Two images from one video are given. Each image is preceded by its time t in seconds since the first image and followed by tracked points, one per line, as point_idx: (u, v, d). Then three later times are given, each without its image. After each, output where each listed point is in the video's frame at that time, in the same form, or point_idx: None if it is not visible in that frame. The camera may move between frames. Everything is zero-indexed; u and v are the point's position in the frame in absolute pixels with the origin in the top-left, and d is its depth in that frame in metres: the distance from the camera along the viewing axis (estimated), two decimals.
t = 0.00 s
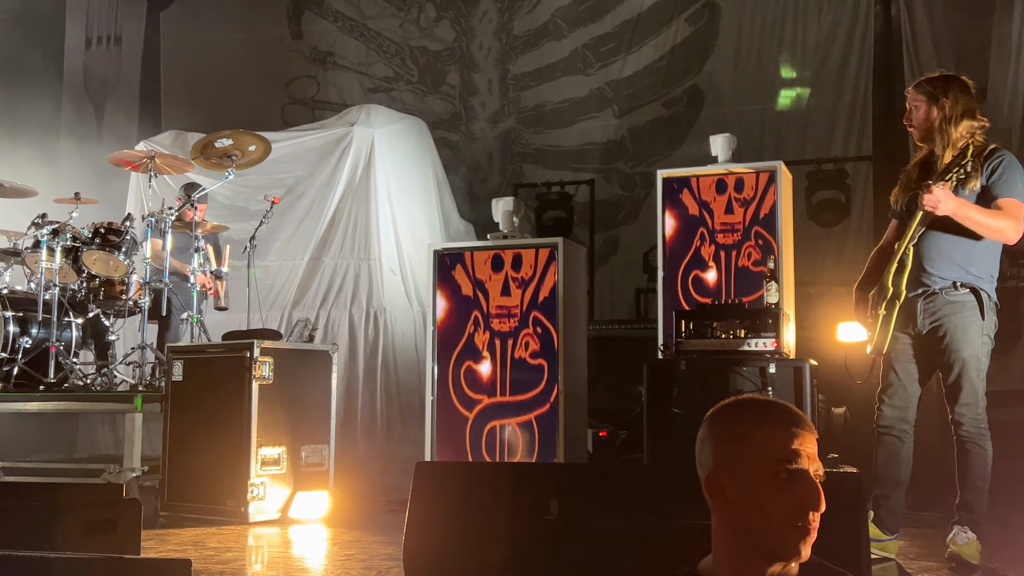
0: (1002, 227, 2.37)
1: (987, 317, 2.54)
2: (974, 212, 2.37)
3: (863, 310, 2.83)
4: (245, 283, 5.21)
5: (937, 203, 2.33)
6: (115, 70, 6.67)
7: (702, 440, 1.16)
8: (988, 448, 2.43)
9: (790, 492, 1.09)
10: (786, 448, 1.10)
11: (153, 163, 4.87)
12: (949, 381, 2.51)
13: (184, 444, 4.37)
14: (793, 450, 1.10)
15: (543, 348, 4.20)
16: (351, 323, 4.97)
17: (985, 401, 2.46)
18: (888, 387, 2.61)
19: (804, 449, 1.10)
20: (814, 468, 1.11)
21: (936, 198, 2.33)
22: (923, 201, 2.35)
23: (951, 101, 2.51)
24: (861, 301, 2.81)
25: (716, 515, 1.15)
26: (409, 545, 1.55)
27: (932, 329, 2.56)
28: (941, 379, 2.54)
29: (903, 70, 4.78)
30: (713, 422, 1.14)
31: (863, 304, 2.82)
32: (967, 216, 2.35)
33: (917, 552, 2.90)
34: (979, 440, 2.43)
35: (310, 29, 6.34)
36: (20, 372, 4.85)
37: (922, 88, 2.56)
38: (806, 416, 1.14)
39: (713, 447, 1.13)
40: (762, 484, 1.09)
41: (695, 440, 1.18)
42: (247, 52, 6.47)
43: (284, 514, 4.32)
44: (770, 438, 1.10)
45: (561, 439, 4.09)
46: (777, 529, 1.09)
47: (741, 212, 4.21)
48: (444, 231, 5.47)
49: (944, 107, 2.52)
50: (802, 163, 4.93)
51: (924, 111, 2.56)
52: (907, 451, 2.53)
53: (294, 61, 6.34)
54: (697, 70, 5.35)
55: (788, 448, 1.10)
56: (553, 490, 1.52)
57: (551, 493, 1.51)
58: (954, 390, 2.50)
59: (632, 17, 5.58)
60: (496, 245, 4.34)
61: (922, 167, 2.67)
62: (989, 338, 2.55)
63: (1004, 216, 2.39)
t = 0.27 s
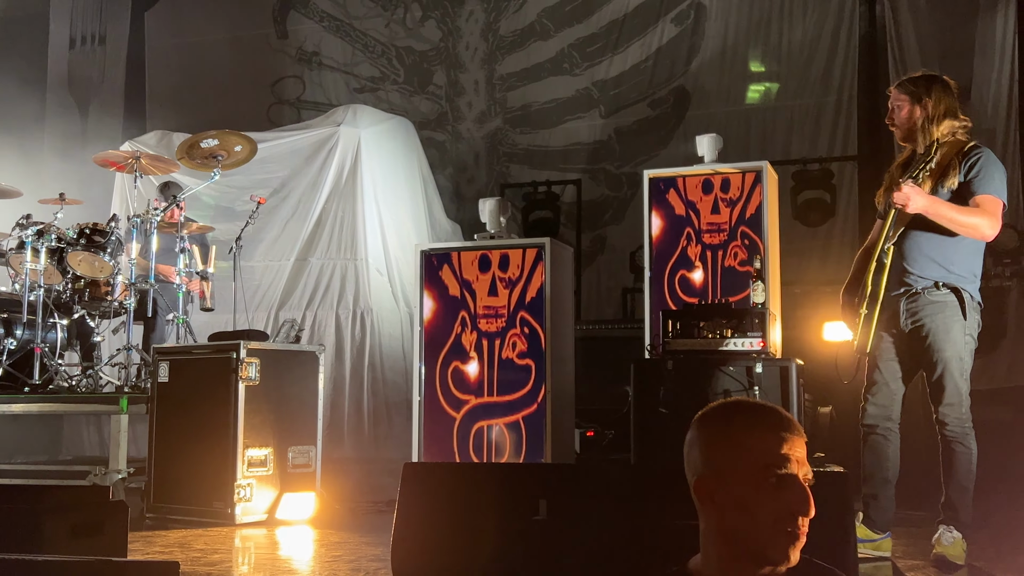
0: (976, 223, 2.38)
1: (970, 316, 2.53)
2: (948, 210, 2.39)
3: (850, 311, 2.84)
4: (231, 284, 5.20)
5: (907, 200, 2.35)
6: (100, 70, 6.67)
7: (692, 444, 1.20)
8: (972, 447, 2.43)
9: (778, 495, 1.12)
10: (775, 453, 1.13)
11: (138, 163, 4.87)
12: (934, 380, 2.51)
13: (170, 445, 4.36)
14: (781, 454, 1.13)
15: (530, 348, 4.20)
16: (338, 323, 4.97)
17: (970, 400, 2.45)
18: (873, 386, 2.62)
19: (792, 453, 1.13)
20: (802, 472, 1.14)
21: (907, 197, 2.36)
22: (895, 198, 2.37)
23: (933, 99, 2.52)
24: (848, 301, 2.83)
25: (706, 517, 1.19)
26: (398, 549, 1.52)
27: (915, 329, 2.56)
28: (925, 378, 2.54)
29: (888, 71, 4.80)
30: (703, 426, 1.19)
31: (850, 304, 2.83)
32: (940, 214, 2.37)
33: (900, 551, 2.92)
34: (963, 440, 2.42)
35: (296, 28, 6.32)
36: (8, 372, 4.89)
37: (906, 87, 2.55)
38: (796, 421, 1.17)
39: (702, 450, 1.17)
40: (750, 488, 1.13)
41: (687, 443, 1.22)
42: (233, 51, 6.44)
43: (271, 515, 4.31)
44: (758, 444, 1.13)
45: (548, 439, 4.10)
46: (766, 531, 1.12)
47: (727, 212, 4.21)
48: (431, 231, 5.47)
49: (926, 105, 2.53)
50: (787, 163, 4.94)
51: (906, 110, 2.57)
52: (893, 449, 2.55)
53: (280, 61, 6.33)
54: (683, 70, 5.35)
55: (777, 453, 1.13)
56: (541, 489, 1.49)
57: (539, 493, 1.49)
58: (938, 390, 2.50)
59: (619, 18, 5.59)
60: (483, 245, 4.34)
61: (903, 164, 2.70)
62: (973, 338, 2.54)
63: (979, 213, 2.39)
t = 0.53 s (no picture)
0: (954, 225, 2.38)
1: (948, 317, 2.54)
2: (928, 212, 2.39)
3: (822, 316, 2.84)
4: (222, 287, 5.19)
5: (887, 204, 2.35)
6: (90, 73, 6.60)
7: (683, 446, 1.16)
8: (959, 446, 2.43)
9: (770, 500, 1.09)
10: (768, 457, 1.10)
11: (129, 166, 4.88)
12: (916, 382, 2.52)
13: (162, 449, 4.35)
14: (774, 458, 1.10)
15: (522, 350, 4.20)
16: (330, 326, 4.97)
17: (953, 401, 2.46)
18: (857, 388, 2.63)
19: (785, 457, 1.11)
20: (794, 476, 1.11)
21: (887, 200, 2.36)
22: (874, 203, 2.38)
23: (906, 101, 2.54)
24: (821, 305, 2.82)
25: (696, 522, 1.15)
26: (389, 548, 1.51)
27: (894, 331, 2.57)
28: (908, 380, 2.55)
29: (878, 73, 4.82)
30: (693, 428, 1.14)
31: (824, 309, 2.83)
32: (919, 217, 2.37)
33: (890, 551, 2.92)
34: (949, 440, 2.43)
35: (286, 31, 6.32)
36: None
37: (879, 88, 2.57)
38: (787, 423, 1.14)
39: (694, 453, 1.13)
40: (743, 493, 1.10)
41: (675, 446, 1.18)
42: (224, 54, 6.45)
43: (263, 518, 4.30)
44: (750, 449, 1.10)
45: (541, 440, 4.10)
46: (758, 536, 1.09)
47: (718, 213, 4.22)
48: (423, 233, 5.48)
49: (900, 107, 2.55)
50: (778, 164, 4.95)
51: (877, 112, 2.58)
52: (878, 451, 2.55)
53: (271, 64, 6.33)
54: (673, 72, 5.37)
55: (769, 457, 1.10)
56: (532, 491, 1.50)
57: (530, 495, 1.49)
58: (920, 391, 2.51)
59: (609, 20, 5.59)
60: (474, 247, 4.34)
61: (877, 167, 2.70)
62: (953, 337, 2.55)
63: (957, 214, 2.39)
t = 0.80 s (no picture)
0: (941, 225, 2.40)
1: (921, 316, 2.55)
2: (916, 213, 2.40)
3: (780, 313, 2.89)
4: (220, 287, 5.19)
5: (881, 208, 2.35)
6: (86, 75, 6.60)
7: (679, 448, 1.17)
8: (936, 445, 2.45)
9: (765, 500, 1.10)
10: (762, 457, 1.10)
11: (125, 167, 4.89)
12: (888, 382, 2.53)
13: (160, 450, 4.36)
14: (769, 459, 1.10)
15: (520, 349, 4.21)
16: (327, 326, 4.97)
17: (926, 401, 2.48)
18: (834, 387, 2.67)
19: (779, 457, 1.11)
20: (790, 475, 1.12)
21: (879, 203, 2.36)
22: (869, 207, 2.37)
23: (873, 100, 2.55)
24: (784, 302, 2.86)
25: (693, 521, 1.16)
26: (388, 543, 1.50)
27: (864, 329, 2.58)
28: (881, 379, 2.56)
29: (875, 72, 4.84)
30: (689, 430, 1.14)
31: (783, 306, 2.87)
32: (909, 218, 2.38)
33: (886, 549, 2.93)
34: (925, 440, 2.44)
35: (282, 32, 6.31)
36: None
37: (846, 89, 2.57)
38: (782, 422, 1.15)
39: (689, 454, 1.14)
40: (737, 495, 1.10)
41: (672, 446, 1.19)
42: (221, 55, 6.45)
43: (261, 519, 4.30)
44: (745, 452, 1.11)
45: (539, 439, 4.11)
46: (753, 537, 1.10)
47: (715, 213, 4.23)
48: (420, 233, 5.48)
49: (868, 107, 2.56)
50: (775, 163, 4.95)
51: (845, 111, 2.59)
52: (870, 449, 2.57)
53: (267, 64, 6.32)
54: (670, 72, 5.38)
55: (763, 459, 1.10)
56: (531, 490, 1.50)
57: (529, 494, 1.49)
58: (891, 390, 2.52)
59: (606, 19, 5.59)
60: (471, 247, 4.34)
61: (847, 166, 2.71)
62: (926, 336, 2.56)
63: (941, 213, 2.41)
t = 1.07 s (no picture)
0: (921, 228, 2.32)
1: (898, 314, 2.48)
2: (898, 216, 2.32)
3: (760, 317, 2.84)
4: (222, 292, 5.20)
5: (868, 212, 2.26)
6: (87, 81, 6.65)
7: (684, 453, 1.16)
8: (900, 432, 2.32)
9: (768, 504, 1.09)
10: (765, 461, 1.09)
11: (126, 173, 4.90)
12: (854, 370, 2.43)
13: (161, 455, 4.35)
14: (772, 463, 1.09)
15: (521, 352, 4.20)
16: (328, 330, 4.97)
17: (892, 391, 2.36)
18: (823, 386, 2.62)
19: (782, 461, 1.10)
20: (793, 479, 1.11)
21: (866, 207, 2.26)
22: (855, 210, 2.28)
23: (850, 103, 2.51)
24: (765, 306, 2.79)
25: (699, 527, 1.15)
26: (392, 549, 1.55)
27: (841, 324, 2.50)
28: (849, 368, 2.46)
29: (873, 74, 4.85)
30: (694, 435, 1.14)
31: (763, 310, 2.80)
32: (892, 220, 2.29)
33: (886, 550, 2.93)
34: (887, 426, 2.32)
35: (282, 36, 6.32)
36: None
37: (821, 92, 2.51)
38: (786, 427, 1.13)
39: (692, 459, 1.13)
40: (740, 499, 1.09)
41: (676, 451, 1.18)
42: (220, 60, 6.46)
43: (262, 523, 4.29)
44: (744, 456, 1.10)
45: (540, 442, 4.10)
46: (757, 540, 1.09)
47: (715, 215, 4.23)
48: (420, 236, 5.48)
49: (844, 109, 2.52)
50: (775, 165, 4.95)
51: (821, 113, 2.52)
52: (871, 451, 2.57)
53: (267, 69, 6.34)
54: (669, 74, 5.39)
55: (764, 462, 1.09)
56: (534, 491, 1.56)
57: (531, 495, 1.56)
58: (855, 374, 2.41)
59: (605, 22, 5.60)
60: (472, 250, 4.34)
61: (822, 170, 2.67)
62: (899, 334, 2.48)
63: (920, 215, 2.34)
